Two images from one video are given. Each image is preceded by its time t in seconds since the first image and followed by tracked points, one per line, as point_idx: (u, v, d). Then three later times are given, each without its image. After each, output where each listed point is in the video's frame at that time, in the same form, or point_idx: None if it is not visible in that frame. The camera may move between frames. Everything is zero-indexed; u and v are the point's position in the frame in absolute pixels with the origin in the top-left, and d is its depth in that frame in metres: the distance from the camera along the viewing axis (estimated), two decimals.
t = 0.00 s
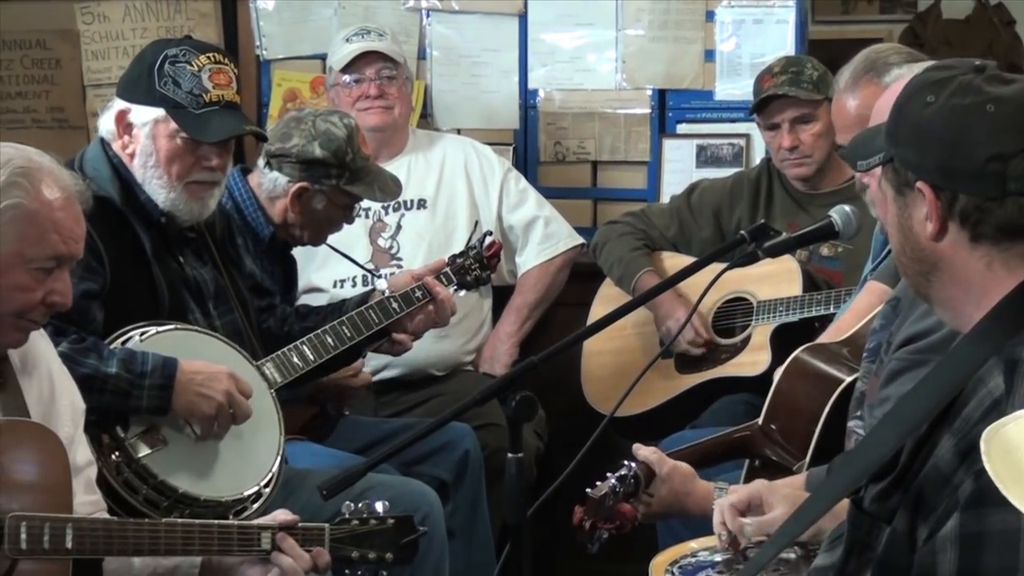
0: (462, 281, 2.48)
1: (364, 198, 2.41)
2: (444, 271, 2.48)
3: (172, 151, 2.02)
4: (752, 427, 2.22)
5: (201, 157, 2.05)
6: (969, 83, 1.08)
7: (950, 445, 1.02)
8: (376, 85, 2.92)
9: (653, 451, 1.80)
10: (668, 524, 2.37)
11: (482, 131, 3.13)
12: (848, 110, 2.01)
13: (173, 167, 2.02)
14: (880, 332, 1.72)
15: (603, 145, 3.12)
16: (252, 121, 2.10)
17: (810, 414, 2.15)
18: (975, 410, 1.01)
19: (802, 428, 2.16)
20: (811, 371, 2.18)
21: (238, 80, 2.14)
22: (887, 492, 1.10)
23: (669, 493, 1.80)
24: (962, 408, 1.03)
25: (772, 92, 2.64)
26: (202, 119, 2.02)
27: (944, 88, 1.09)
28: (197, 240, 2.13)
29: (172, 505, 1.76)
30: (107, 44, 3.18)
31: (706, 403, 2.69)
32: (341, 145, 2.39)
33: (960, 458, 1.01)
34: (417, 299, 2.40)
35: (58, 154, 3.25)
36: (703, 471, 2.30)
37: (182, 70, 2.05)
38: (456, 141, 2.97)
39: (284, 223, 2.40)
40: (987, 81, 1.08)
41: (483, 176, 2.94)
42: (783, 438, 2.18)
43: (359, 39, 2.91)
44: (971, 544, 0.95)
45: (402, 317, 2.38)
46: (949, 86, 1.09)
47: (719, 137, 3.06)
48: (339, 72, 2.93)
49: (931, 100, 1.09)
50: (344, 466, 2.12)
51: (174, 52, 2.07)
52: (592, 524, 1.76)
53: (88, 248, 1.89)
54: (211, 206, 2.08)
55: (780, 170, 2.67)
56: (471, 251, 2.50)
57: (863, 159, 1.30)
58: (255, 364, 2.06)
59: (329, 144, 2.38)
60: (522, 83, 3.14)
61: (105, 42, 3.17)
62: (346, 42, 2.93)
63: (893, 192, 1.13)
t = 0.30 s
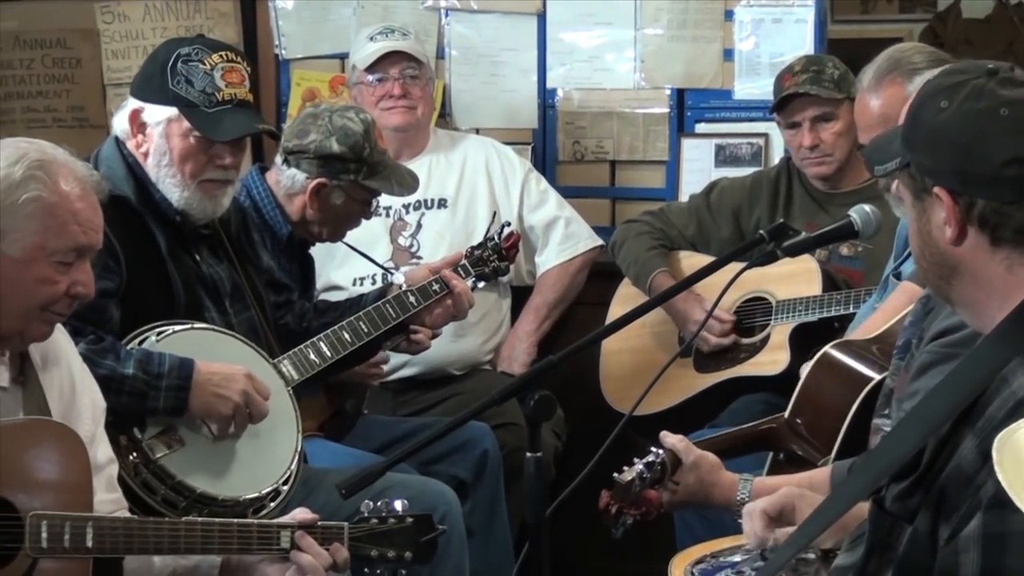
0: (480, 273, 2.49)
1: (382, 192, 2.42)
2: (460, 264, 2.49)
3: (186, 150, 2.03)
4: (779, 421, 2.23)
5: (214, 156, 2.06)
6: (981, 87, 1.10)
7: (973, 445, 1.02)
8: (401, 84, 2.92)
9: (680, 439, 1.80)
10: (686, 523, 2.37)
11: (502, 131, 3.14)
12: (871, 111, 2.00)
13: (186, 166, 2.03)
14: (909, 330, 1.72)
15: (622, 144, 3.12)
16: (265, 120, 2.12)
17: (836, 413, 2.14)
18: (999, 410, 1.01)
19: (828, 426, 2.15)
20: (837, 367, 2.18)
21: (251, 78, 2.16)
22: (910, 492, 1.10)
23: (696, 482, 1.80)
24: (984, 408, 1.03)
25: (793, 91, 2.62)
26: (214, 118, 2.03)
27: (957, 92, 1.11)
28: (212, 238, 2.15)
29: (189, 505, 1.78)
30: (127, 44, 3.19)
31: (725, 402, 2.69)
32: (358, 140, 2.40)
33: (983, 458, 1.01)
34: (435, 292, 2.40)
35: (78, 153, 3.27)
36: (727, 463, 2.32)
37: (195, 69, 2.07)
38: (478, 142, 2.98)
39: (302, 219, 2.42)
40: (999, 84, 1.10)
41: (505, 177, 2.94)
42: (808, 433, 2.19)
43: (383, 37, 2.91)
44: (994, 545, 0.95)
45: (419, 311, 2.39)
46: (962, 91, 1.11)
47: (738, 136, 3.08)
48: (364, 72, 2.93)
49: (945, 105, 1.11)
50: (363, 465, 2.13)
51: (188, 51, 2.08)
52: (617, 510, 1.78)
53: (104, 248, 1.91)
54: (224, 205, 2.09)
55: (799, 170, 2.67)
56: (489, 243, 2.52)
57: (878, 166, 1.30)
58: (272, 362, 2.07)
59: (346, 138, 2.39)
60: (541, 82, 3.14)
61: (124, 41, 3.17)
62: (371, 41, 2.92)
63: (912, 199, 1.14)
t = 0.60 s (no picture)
0: (499, 269, 2.49)
1: (404, 188, 2.42)
2: (480, 260, 2.49)
3: (202, 148, 2.05)
4: (808, 421, 2.23)
5: (229, 153, 2.07)
6: (1013, 85, 1.09)
7: (1003, 447, 1.02)
8: (427, 83, 2.93)
9: (712, 438, 1.80)
10: (709, 522, 2.37)
11: (529, 129, 3.13)
12: (887, 110, 2.12)
13: (202, 163, 2.05)
14: (942, 328, 1.70)
15: (645, 143, 3.12)
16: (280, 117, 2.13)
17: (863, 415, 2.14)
18: None
19: (858, 428, 2.13)
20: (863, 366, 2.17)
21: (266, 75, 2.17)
22: (936, 491, 1.10)
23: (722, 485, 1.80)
24: (1015, 409, 1.02)
25: (817, 90, 2.61)
26: (229, 115, 2.05)
27: (988, 90, 1.10)
28: (230, 234, 2.16)
29: (213, 504, 1.80)
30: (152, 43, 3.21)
31: (748, 402, 2.68)
32: (380, 137, 2.41)
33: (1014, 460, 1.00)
34: (455, 288, 2.40)
35: (103, 152, 3.29)
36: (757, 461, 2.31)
37: (210, 66, 2.08)
38: (504, 142, 2.98)
39: (325, 217, 2.43)
40: None
41: (529, 178, 2.94)
42: (837, 433, 2.18)
43: (410, 36, 2.92)
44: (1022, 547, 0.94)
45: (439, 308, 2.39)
46: (994, 88, 1.10)
47: (762, 136, 3.06)
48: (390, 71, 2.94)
49: (975, 103, 1.11)
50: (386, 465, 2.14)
51: (201, 49, 2.09)
52: (651, 507, 1.75)
53: (124, 245, 1.92)
54: (241, 202, 2.10)
55: (824, 169, 2.66)
56: (508, 239, 2.52)
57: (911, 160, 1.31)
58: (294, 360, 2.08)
59: (368, 136, 2.40)
60: (564, 82, 3.14)
61: (151, 41, 3.18)
62: (397, 40, 2.93)
63: (941, 196, 1.14)
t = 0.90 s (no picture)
0: (523, 266, 2.49)
1: (429, 187, 2.43)
2: (504, 256, 2.50)
3: (224, 147, 2.06)
4: (837, 416, 2.21)
5: (252, 152, 2.09)
6: None
7: None
8: (458, 83, 2.94)
9: (744, 426, 1.79)
10: (735, 522, 2.37)
11: (558, 128, 3.13)
12: (921, 108, 2.11)
13: (225, 162, 2.06)
14: (966, 329, 1.69)
15: (671, 142, 3.11)
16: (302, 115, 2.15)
17: (894, 412, 2.12)
18: None
19: (887, 423, 2.12)
20: (891, 364, 2.16)
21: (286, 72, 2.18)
22: (970, 491, 1.08)
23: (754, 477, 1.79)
24: None
25: (844, 90, 2.60)
26: (252, 113, 2.07)
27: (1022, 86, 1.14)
28: (256, 232, 2.17)
29: (240, 503, 1.82)
30: (179, 42, 3.23)
31: (775, 401, 2.67)
32: (404, 136, 2.42)
33: None
34: (478, 286, 2.40)
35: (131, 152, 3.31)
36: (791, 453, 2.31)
37: (231, 65, 2.09)
38: (534, 142, 2.98)
39: (352, 216, 2.45)
40: None
41: (558, 179, 2.95)
42: (866, 429, 2.16)
43: (442, 36, 2.93)
44: None
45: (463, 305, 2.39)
46: None
47: (790, 135, 3.06)
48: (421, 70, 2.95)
49: (1013, 99, 1.13)
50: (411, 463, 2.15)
51: (222, 48, 2.10)
52: (686, 490, 1.78)
53: (148, 246, 1.94)
54: (264, 200, 2.11)
55: (850, 169, 2.64)
56: (531, 236, 2.53)
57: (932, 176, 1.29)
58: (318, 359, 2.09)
59: (392, 135, 2.40)
60: (590, 81, 3.14)
61: (176, 40, 3.22)
62: (430, 39, 2.94)
63: (979, 201, 1.17)
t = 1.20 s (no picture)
0: (540, 267, 2.50)
1: (441, 164, 2.45)
2: (521, 258, 2.50)
3: (249, 148, 2.07)
4: (846, 424, 2.19)
5: (276, 154, 2.10)
6: None
7: None
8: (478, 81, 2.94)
9: (752, 440, 1.81)
10: (755, 524, 2.36)
11: (575, 127, 3.14)
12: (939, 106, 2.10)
13: (250, 164, 2.07)
14: (973, 329, 1.68)
15: (689, 142, 3.11)
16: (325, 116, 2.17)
17: (904, 416, 2.11)
18: None
19: (897, 428, 2.12)
20: (903, 367, 2.16)
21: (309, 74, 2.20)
22: (990, 491, 1.09)
23: (768, 485, 1.80)
24: None
25: (862, 90, 2.60)
26: (277, 116, 2.08)
27: None
28: (277, 234, 2.19)
29: (259, 503, 1.83)
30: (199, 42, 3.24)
31: (794, 400, 2.66)
32: (406, 119, 2.45)
33: None
34: (496, 287, 2.42)
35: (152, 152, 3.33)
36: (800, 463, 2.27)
37: (256, 66, 2.10)
38: (553, 142, 2.99)
39: (369, 211, 2.46)
40: None
41: (578, 179, 2.95)
42: (877, 434, 2.15)
43: (462, 35, 2.93)
44: None
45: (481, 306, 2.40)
46: None
47: (808, 135, 3.06)
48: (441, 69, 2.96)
49: None
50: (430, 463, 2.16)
51: (248, 49, 2.12)
52: (695, 508, 1.75)
53: (169, 248, 1.95)
54: (287, 202, 2.13)
55: (868, 169, 2.64)
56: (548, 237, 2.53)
57: (951, 181, 1.25)
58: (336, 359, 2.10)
59: (394, 121, 2.44)
60: (609, 80, 3.13)
61: (197, 40, 3.23)
62: (448, 38, 2.95)
63: (1017, 193, 1.20)
